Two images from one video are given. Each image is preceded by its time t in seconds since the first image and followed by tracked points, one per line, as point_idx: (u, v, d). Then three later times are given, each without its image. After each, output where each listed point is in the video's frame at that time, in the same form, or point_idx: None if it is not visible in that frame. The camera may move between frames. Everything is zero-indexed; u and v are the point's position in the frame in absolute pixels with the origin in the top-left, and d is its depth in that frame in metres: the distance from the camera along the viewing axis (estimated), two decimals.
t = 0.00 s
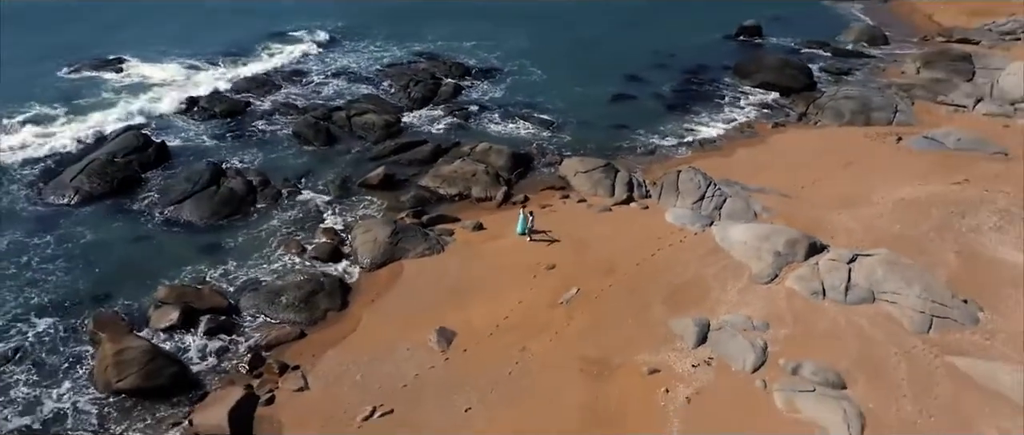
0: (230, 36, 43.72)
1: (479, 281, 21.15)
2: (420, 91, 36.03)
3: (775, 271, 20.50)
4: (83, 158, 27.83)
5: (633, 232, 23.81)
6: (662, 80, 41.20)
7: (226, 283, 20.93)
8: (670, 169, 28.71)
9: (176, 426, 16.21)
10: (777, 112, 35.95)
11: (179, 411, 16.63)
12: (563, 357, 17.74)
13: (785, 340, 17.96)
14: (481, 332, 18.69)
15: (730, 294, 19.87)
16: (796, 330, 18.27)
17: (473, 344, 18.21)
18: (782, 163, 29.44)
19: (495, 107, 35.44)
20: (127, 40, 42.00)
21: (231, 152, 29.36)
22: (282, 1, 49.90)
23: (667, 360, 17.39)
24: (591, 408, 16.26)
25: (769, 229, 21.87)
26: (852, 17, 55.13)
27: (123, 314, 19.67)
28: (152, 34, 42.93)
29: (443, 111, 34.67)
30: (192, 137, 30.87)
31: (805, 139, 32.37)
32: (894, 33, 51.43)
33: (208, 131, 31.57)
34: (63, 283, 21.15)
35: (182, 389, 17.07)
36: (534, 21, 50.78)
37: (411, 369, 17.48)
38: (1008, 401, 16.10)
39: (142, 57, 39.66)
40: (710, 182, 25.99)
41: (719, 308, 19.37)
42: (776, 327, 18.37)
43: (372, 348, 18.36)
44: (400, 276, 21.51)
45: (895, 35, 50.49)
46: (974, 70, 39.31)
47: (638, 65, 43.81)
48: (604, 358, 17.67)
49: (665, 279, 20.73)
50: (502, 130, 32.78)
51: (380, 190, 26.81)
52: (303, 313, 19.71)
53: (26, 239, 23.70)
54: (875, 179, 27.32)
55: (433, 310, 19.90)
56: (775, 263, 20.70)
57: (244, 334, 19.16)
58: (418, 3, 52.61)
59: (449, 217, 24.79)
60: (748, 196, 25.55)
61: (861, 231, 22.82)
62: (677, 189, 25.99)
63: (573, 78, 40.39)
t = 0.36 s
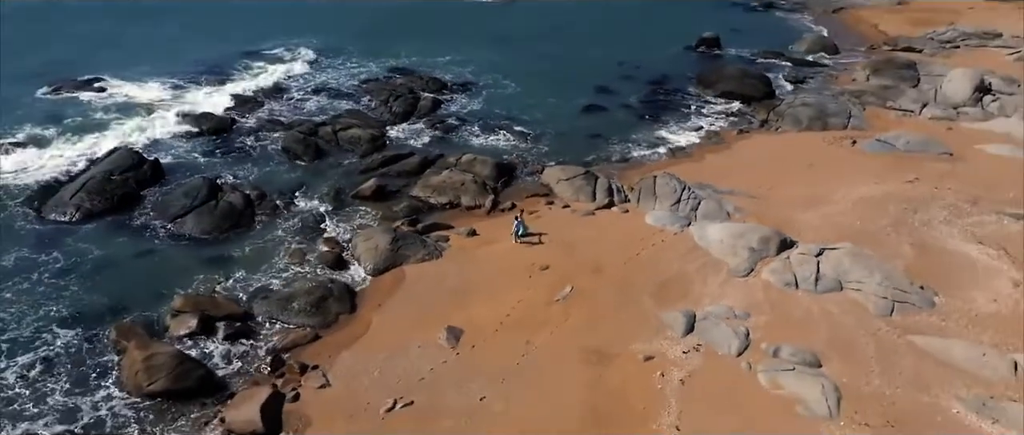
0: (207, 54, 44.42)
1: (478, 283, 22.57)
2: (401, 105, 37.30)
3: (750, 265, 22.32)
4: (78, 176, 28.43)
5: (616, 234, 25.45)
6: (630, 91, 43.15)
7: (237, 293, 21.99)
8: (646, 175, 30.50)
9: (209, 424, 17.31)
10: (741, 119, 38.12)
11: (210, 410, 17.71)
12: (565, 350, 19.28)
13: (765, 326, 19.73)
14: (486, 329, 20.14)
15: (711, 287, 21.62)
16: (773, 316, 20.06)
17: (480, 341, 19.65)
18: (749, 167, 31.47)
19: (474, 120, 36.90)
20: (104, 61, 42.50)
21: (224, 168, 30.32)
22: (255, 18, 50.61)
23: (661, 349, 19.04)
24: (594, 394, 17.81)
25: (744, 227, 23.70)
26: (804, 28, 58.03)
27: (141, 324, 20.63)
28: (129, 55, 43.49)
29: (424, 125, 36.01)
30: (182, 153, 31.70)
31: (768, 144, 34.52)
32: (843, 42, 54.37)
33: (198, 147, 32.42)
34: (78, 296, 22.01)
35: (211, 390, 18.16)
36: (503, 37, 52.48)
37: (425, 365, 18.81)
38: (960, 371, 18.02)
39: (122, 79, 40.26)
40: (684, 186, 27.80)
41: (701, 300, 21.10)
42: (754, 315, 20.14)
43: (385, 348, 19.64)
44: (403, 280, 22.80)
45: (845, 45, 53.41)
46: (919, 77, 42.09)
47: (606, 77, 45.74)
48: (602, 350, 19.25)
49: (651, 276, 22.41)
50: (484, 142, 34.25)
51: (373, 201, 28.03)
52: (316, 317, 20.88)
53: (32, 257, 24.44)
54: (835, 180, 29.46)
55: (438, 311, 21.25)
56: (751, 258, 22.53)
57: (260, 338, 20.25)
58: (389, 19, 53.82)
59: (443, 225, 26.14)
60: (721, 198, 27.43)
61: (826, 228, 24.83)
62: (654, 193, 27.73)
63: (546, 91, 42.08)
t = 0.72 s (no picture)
0: (194, 73, 45.32)
1: (481, 285, 24.01)
2: (390, 120, 38.60)
3: (733, 265, 24.04)
4: (84, 194, 29.20)
5: (606, 239, 27.07)
6: (608, 104, 44.97)
7: (252, 301, 23.13)
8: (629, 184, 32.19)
9: (242, 422, 18.46)
10: (714, 129, 40.11)
11: (240, 408, 18.86)
12: (568, 345, 20.81)
13: (750, 319, 21.44)
14: (494, 328, 21.61)
15: (698, 286, 23.30)
16: (757, 311, 21.79)
17: (489, 338, 21.11)
18: (725, 174, 33.35)
19: (461, 134, 38.32)
20: (93, 82, 43.16)
21: (225, 185, 31.38)
22: (238, 37, 51.61)
23: (656, 342, 20.66)
24: (599, 383, 19.36)
25: (725, 230, 25.45)
26: (768, 42, 60.59)
27: (164, 332, 21.68)
28: (117, 75, 44.19)
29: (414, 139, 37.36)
30: (181, 170, 32.64)
31: (742, 153, 36.50)
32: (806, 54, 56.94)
33: (196, 163, 33.35)
34: (99, 308, 22.99)
35: (239, 390, 19.31)
36: (482, 52, 54.08)
37: (439, 362, 20.19)
38: (926, 355, 19.88)
39: (113, 98, 41.01)
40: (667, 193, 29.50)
41: (691, 297, 22.77)
42: (740, 310, 21.85)
43: (400, 347, 20.98)
44: (409, 285, 24.15)
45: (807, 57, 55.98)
46: (879, 87, 44.54)
47: (584, 90, 47.54)
48: (603, 344, 20.81)
49: (642, 277, 24.04)
50: (473, 155, 35.71)
51: (372, 212, 29.28)
52: (330, 321, 22.09)
53: (48, 272, 25.32)
54: (806, 185, 31.45)
55: (446, 313, 22.65)
56: (733, 257, 24.27)
57: (279, 342, 21.42)
58: (370, 37, 55.19)
59: (442, 233, 27.51)
60: (702, 204, 29.21)
61: (800, 229, 26.72)
62: (639, 199, 29.35)
63: (527, 104, 43.69)
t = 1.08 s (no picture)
0: (186, 94, 46.35)
1: (483, 291, 25.49)
2: (384, 136, 39.95)
3: (719, 268, 25.74)
4: (93, 211, 30.12)
5: (598, 245, 28.66)
6: (590, 118, 46.74)
7: (267, 311, 24.34)
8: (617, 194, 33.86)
9: (271, 421, 19.66)
10: (693, 141, 42.04)
11: (267, 407, 20.06)
12: (571, 344, 22.39)
13: (737, 317, 23.12)
14: (500, 330, 23.14)
15: (687, 287, 24.97)
16: (743, 309, 23.49)
17: (497, 340, 22.63)
18: (706, 184, 35.17)
19: (452, 149, 39.76)
20: (88, 105, 44.07)
21: (229, 201, 32.52)
22: (227, 63, 52.91)
23: (652, 339, 22.30)
24: (602, 378, 20.96)
25: (710, 235, 27.16)
26: (739, 56, 62.98)
27: (186, 340, 22.83)
28: (110, 98, 45.13)
29: (407, 154, 38.74)
30: (184, 186, 33.63)
31: (721, 163, 38.41)
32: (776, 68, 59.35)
33: (197, 178, 34.36)
34: (120, 320, 24.03)
35: (266, 392, 20.51)
36: (465, 69, 55.68)
37: (452, 362, 21.67)
38: (899, 345, 21.69)
39: (108, 119, 41.92)
40: (653, 203, 31.16)
41: (681, 298, 24.41)
42: (727, 309, 23.53)
43: (414, 350, 22.41)
44: (415, 292, 25.54)
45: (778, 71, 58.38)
46: (846, 99, 46.85)
47: (566, 105, 49.29)
48: (603, 342, 22.40)
49: (634, 279, 25.65)
50: (465, 169, 37.18)
51: (373, 224, 30.55)
52: (344, 327, 23.39)
53: (63, 286, 26.25)
54: (783, 193, 33.36)
55: (453, 317, 24.09)
56: (719, 260, 25.99)
57: (297, 347, 22.64)
58: (356, 56, 56.65)
59: (442, 244, 28.89)
60: (686, 211, 30.96)
61: (779, 234, 28.55)
62: (627, 208, 30.96)
63: (513, 119, 45.29)
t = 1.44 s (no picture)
0: (183, 112, 47.44)
1: (488, 297, 26.91)
2: (381, 152, 41.30)
3: (709, 273, 27.35)
4: (108, 231, 31.27)
5: (593, 254, 30.17)
6: (578, 131, 48.43)
7: (283, 319, 25.57)
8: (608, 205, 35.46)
9: (297, 420, 20.91)
10: (678, 153, 43.84)
11: (292, 408, 21.30)
12: (574, 345, 23.86)
13: (728, 318, 24.73)
14: (507, 334, 24.56)
15: (680, 291, 26.55)
16: (733, 311, 25.10)
17: (504, 343, 24.04)
18: (692, 194, 36.91)
19: (447, 163, 41.18)
20: (88, 124, 45.02)
21: (236, 217, 33.70)
22: (221, 82, 54.08)
23: (650, 339, 23.84)
24: (604, 375, 22.44)
25: (700, 243, 28.78)
26: (718, 70, 65.14)
27: (208, 348, 24.01)
28: (109, 117, 46.11)
29: (405, 169, 40.12)
30: (191, 202, 34.75)
31: (705, 174, 40.19)
32: (754, 81, 61.54)
33: (203, 194, 35.44)
34: (143, 331, 25.17)
35: (290, 394, 21.76)
36: (454, 86, 57.24)
37: (463, 364, 23.03)
38: (878, 341, 23.42)
39: (109, 138, 42.92)
40: (643, 213, 32.77)
41: (674, 301, 25.98)
42: (718, 311, 25.12)
43: (426, 353, 23.74)
44: (423, 299, 26.89)
45: (755, 84, 60.55)
46: (822, 111, 48.97)
47: (554, 119, 50.96)
48: (604, 343, 23.88)
49: (630, 285, 27.20)
50: (461, 183, 38.64)
51: (377, 236, 31.84)
52: (358, 332, 24.67)
53: (83, 298, 27.31)
54: (765, 202, 35.17)
55: (461, 322, 25.48)
56: (709, 266, 27.62)
57: (315, 353, 23.89)
58: (346, 74, 57.98)
59: (445, 254, 30.25)
60: (675, 220, 32.61)
61: (763, 240, 30.28)
62: (620, 218, 32.54)
63: (504, 134, 46.87)
